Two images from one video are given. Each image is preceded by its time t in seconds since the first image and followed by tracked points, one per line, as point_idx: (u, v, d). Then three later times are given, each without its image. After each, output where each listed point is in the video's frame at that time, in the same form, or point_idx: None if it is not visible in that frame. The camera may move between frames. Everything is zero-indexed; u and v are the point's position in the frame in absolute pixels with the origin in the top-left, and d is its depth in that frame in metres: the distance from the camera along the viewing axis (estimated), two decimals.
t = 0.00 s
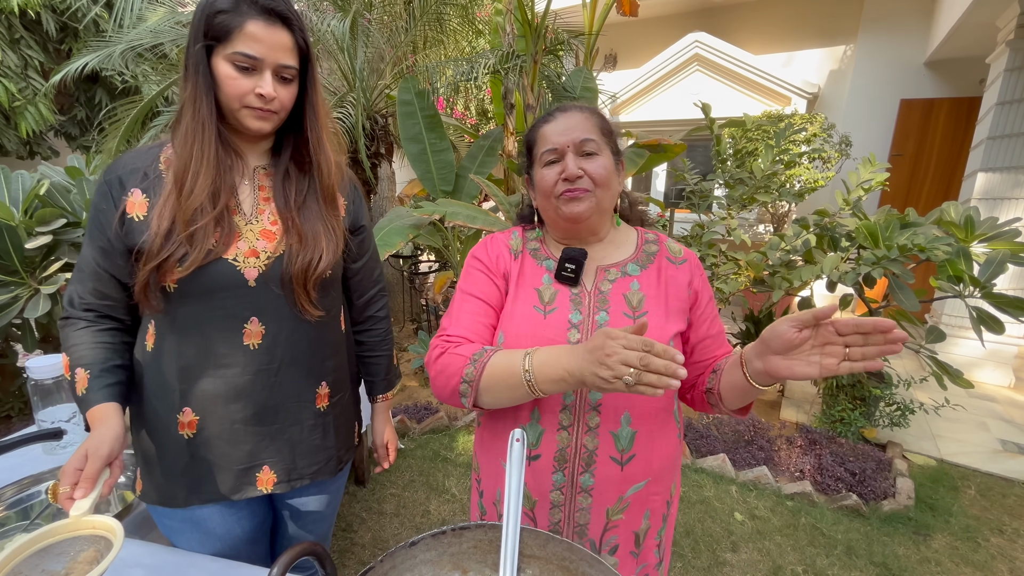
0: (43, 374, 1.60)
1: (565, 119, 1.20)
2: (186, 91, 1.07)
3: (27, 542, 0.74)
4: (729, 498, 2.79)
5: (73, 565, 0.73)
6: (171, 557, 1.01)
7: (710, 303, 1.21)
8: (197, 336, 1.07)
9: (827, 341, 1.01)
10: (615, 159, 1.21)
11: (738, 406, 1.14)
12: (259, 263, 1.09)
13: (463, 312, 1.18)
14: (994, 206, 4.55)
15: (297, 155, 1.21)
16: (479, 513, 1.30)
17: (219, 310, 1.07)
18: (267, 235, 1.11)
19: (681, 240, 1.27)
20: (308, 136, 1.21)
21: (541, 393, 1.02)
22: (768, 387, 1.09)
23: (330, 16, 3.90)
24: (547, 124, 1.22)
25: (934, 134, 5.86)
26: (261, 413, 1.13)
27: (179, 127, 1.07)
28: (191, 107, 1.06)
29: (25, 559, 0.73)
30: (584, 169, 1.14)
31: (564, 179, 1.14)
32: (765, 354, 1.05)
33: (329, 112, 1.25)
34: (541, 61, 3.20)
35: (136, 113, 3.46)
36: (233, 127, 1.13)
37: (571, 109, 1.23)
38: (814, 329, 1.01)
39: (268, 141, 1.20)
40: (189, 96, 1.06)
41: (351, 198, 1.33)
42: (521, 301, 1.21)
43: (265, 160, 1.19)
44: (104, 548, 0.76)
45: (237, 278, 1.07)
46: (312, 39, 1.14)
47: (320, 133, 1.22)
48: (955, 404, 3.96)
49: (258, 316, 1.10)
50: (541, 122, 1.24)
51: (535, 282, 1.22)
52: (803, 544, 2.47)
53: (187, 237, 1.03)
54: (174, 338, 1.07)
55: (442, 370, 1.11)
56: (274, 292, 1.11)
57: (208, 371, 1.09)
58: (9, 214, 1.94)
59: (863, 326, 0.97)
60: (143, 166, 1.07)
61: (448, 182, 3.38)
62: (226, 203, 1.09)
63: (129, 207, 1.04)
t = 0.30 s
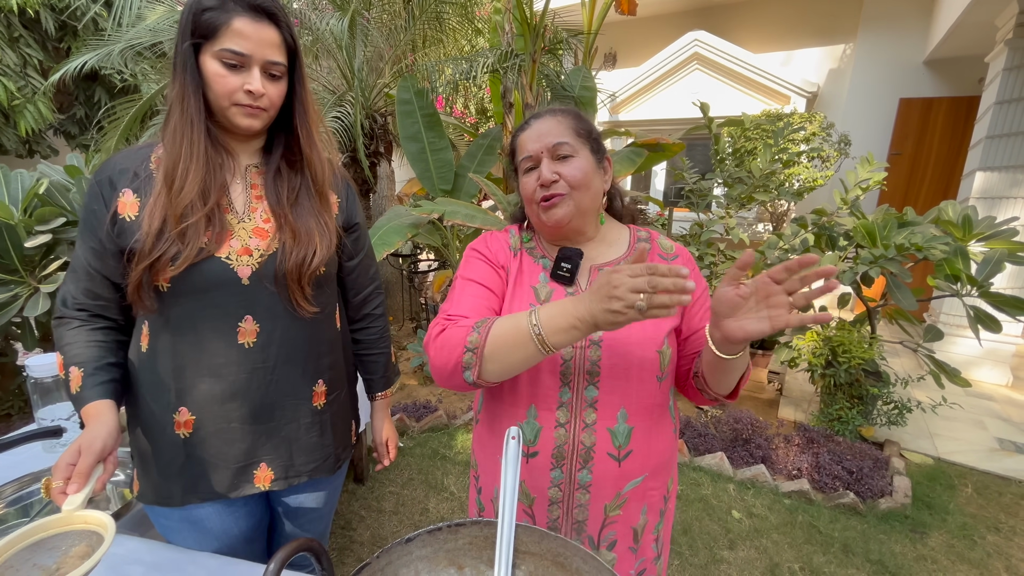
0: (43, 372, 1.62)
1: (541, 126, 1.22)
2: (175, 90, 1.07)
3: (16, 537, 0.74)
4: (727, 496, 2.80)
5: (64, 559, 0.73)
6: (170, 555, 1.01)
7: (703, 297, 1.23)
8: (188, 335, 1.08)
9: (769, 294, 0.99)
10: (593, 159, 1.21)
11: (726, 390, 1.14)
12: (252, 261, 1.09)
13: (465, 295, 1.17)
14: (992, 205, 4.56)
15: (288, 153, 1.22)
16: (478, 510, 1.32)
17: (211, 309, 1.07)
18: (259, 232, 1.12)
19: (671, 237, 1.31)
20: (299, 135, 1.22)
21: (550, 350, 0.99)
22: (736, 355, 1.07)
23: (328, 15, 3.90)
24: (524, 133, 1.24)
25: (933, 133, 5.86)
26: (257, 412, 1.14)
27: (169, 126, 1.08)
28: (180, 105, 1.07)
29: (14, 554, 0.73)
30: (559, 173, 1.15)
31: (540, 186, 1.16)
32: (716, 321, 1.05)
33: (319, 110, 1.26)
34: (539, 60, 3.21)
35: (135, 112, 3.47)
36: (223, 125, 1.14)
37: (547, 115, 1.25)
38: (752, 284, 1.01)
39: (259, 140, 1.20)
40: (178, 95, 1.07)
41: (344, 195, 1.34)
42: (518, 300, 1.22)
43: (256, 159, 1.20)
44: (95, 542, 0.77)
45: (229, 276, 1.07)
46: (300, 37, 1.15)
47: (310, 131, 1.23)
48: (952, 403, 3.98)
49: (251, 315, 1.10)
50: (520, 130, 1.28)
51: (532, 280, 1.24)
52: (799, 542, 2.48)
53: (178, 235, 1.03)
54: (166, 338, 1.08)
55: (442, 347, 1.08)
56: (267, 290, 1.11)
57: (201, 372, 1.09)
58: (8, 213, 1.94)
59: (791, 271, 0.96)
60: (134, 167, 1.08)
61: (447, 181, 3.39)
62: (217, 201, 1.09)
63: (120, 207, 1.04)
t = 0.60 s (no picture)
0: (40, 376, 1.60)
1: (539, 130, 1.23)
2: (167, 96, 1.08)
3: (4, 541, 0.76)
4: (726, 497, 2.81)
5: (53, 562, 0.75)
6: (168, 559, 1.01)
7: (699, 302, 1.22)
8: (185, 340, 1.08)
9: (689, 288, 1.04)
10: (590, 163, 1.22)
11: (710, 400, 1.14)
12: (247, 266, 1.10)
13: (461, 303, 1.20)
14: (990, 205, 4.56)
15: (282, 158, 1.22)
16: (472, 513, 1.33)
17: (207, 314, 1.08)
18: (254, 238, 1.12)
19: (669, 242, 1.30)
20: (293, 139, 1.23)
21: (542, 352, 1.02)
22: (695, 356, 1.08)
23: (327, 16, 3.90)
24: (522, 137, 1.25)
25: (932, 133, 5.86)
26: (254, 416, 1.14)
27: (161, 132, 1.08)
28: (172, 112, 1.07)
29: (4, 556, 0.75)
30: (555, 178, 1.15)
31: (536, 190, 1.17)
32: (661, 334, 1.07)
33: (313, 114, 1.27)
34: (538, 62, 3.21)
35: (134, 114, 3.47)
36: (215, 130, 1.14)
37: (544, 120, 1.26)
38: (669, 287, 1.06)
39: (253, 145, 1.21)
40: (170, 102, 1.07)
41: (339, 199, 1.34)
42: (512, 304, 1.23)
43: (250, 163, 1.20)
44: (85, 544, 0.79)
45: (225, 282, 1.08)
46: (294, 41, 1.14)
47: (304, 135, 1.23)
48: (951, 403, 3.98)
49: (247, 320, 1.11)
50: (519, 135, 1.29)
51: (526, 283, 1.24)
52: (797, 543, 2.49)
53: (173, 242, 1.04)
54: (162, 343, 1.08)
55: (439, 354, 1.11)
56: (263, 295, 1.12)
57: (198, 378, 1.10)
58: (7, 215, 1.95)
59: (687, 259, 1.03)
60: (126, 172, 1.08)
61: (445, 182, 3.38)
62: (211, 206, 1.10)
63: (114, 213, 1.04)
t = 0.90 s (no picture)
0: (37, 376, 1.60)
1: (544, 124, 1.24)
2: (160, 91, 1.06)
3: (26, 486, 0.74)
4: (725, 494, 2.81)
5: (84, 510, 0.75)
6: (163, 559, 1.01)
7: (697, 304, 1.20)
8: (185, 340, 1.07)
9: (810, 351, 1.01)
10: (593, 159, 1.23)
11: (724, 412, 1.14)
12: (251, 266, 1.09)
13: (439, 314, 1.25)
14: (989, 201, 4.55)
15: (278, 156, 1.22)
16: (464, 510, 1.32)
17: (212, 315, 1.07)
18: (256, 238, 1.12)
19: (670, 241, 1.28)
20: (288, 136, 1.23)
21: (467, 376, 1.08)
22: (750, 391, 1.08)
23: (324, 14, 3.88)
24: (527, 130, 1.26)
25: (932, 129, 5.85)
26: (257, 416, 1.14)
27: (155, 128, 1.07)
28: (166, 106, 1.06)
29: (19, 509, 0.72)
30: (559, 171, 1.17)
31: (541, 182, 1.18)
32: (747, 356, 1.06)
33: (309, 111, 1.27)
34: (536, 58, 3.19)
35: (130, 112, 3.45)
36: (210, 127, 1.13)
37: (551, 114, 1.27)
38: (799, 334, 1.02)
39: (248, 141, 1.20)
40: (163, 97, 1.06)
41: (334, 197, 1.36)
42: (503, 300, 1.25)
43: (246, 161, 1.20)
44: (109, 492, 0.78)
45: (229, 282, 1.07)
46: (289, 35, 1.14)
47: (300, 132, 1.23)
48: (950, 400, 3.98)
49: (252, 321, 1.11)
50: (524, 128, 1.30)
51: (518, 282, 1.26)
52: (796, 539, 2.49)
53: (174, 240, 1.03)
54: (162, 344, 1.07)
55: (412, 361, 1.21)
56: (268, 295, 1.12)
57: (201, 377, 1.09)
58: (3, 215, 1.94)
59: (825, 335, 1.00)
60: (120, 169, 1.06)
61: (444, 180, 3.37)
62: (210, 204, 1.09)
63: (108, 211, 1.02)
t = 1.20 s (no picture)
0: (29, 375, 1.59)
1: (549, 115, 1.24)
2: (142, 82, 1.00)
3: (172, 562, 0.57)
4: (723, 490, 2.81)
5: None
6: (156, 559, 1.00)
7: (693, 305, 1.19)
8: (205, 352, 1.02)
9: (802, 400, 0.93)
10: (598, 154, 1.23)
11: (710, 420, 1.14)
12: (267, 275, 1.08)
13: (436, 315, 1.26)
14: (989, 196, 4.54)
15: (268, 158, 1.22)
16: (458, 505, 1.31)
17: (232, 326, 1.04)
18: (266, 245, 1.10)
19: (669, 240, 1.27)
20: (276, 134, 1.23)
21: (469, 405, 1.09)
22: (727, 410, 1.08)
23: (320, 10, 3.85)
24: (532, 121, 1.26)
25: (932, 123, 5.83)
26: (273, 417, 1.14)
27: (142, 125, 1.00)
28: (150, 98, 0.99)
29: None
30: (562, 162, 1.17)
31: (544, 172, 1.18)
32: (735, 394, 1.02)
33: (293, 104, 1.27)
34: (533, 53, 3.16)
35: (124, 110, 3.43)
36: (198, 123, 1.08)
37: (559, 105, 1.26)
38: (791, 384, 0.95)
39: (232, 138, 1.18)
40: (146, 88, 0.99)
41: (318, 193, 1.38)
42: (499, 296, 1.24)
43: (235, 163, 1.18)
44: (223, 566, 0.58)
45: (249, 292, 1.05)
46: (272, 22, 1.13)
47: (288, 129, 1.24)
48: (948, 395, 3.98)
49: (269, 326, 1.11)
50: (529, 119, 1.29)
51: (514, 278, 1.25)
52: (795, 535, 2.48)
53: (191, 248, 0.98)
54: (179, 357, 1.01)
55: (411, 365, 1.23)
56: (283, 303, 1.12)
57: (221, 386, 1.06)
58: None
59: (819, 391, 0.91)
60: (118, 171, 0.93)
61: (441, 177, 3.35)
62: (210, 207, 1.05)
63: (120, 220, 0.90)
